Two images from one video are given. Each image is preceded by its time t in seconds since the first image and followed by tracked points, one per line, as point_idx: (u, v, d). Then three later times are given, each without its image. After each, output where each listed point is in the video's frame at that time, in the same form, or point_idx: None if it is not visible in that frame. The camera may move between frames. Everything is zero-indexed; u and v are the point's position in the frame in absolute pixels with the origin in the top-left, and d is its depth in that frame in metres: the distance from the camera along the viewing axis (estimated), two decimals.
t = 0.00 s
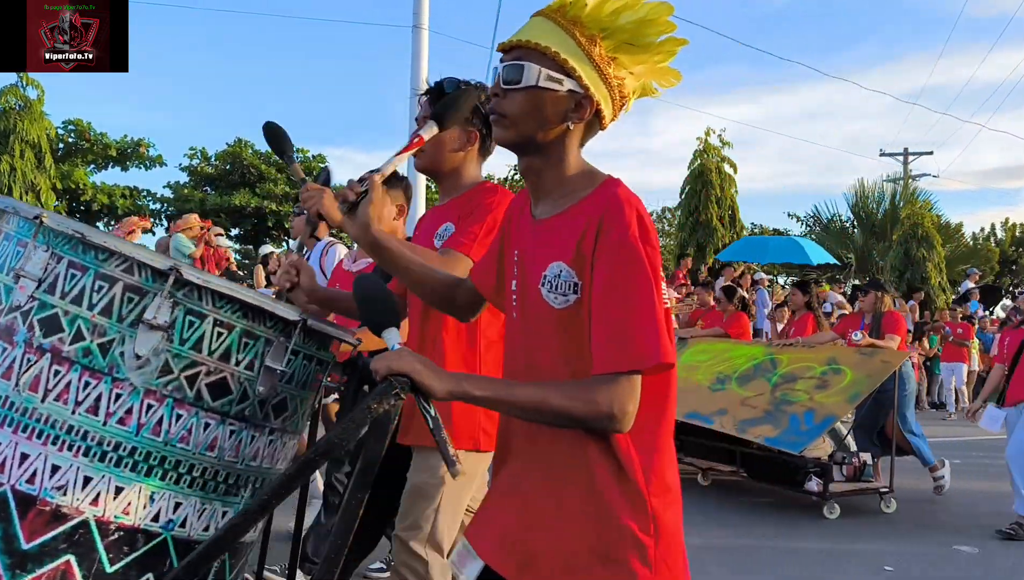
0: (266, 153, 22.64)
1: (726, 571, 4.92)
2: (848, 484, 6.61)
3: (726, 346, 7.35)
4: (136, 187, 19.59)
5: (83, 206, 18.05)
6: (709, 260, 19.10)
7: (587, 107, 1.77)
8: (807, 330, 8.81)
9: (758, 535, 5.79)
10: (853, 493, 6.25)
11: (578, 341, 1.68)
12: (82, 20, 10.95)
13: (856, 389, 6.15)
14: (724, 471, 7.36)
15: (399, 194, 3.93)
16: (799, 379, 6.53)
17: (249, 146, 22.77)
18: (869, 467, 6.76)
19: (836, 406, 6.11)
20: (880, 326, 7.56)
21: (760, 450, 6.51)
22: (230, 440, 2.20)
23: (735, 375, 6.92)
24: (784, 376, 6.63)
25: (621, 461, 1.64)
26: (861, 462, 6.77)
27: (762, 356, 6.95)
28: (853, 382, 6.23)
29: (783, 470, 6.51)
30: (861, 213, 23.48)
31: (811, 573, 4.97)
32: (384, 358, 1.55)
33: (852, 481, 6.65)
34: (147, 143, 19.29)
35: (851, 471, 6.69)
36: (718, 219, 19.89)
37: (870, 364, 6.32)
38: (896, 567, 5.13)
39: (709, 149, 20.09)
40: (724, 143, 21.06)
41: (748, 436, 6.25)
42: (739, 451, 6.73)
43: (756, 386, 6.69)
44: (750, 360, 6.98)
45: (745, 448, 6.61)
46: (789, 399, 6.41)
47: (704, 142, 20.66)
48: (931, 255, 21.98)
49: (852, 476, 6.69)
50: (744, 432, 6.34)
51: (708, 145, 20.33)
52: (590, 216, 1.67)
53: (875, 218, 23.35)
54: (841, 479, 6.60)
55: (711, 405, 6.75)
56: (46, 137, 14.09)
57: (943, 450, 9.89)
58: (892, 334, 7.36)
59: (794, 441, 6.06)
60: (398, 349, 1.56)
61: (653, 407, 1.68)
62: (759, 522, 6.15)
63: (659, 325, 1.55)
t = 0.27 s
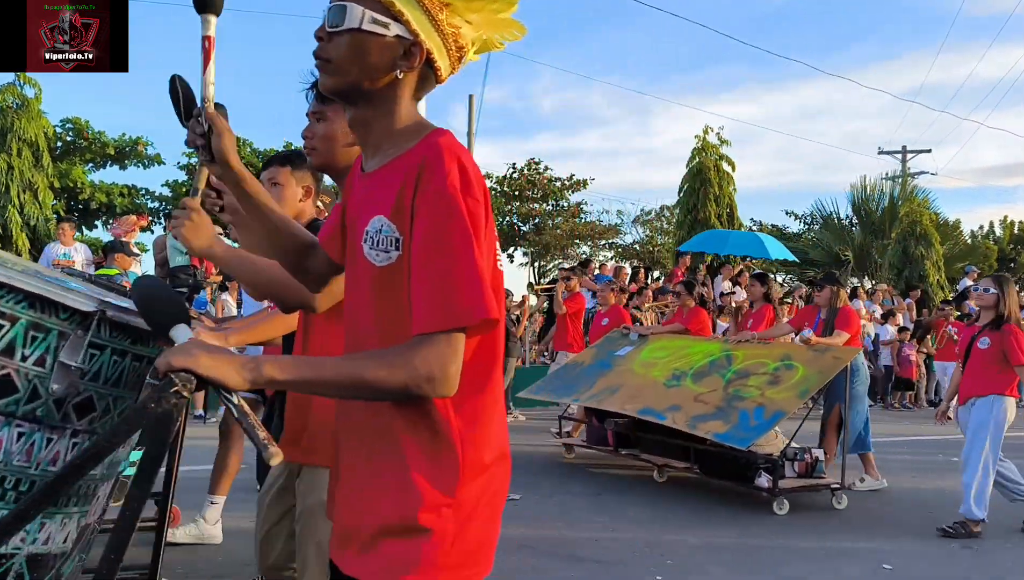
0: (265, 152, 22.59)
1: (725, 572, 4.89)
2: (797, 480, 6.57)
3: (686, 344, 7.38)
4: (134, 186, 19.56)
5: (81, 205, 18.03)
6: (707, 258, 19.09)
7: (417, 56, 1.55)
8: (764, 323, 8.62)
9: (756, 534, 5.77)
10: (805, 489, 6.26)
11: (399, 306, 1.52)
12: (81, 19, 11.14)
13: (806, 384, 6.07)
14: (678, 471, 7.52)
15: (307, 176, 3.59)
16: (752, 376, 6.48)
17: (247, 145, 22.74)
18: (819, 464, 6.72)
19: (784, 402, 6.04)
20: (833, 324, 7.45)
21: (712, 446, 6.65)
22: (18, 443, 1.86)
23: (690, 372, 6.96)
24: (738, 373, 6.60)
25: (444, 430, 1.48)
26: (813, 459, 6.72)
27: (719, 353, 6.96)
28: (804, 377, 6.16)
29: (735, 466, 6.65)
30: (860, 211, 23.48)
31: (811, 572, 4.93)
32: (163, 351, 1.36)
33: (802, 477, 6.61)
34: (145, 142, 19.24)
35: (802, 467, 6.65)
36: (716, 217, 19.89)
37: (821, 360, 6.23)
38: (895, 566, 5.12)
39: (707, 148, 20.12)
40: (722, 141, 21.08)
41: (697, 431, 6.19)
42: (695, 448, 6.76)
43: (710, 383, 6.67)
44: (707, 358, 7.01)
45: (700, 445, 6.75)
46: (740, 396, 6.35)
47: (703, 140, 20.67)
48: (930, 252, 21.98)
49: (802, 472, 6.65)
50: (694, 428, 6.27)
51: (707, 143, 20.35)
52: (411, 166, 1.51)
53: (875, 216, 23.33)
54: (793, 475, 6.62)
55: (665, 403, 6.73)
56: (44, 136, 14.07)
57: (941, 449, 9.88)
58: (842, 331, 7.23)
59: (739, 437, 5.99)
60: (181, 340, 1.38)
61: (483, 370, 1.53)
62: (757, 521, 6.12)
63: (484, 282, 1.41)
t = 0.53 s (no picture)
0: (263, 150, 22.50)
1: (723, 571, 4.85)
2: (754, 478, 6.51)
3: (647, 341, 7.34)
4: (132, 185, 19.56)
5: (79, 204, 18.01)
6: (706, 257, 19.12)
7: (225, 47, 1.37)
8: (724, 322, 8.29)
9: (754, 533, 5.74)
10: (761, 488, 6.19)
11: (184, 321, 1.30)
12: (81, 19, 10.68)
13: (762, 382, 6.04)
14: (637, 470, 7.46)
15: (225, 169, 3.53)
16: (710, 373, 6.44)
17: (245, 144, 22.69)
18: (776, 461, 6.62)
19: (739, 399, 6.00)
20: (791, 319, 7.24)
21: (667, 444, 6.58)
22: None
23: (649, 369, 6.92)
24: (695, 369, 6.56)
25: (223, 471, 1.26)
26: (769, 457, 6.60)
27: (678, 350, 6.93)
28: (759, 374, 6.14)
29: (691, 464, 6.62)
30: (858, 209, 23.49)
31: (808, 572, 4.90)
32: None
33: (759, 475, 6.53)
34: (143, 141, 19.22)
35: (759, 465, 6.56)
36: (716, 215, 19.89)
37: (778, 357, 6.20)
38: (892, 564, 5.09)
39: (706, 146, 20.08)
40: (721, 140, 21.06)
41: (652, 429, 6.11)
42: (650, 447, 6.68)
43: (668, 380, 6.62)
44: (666, 355, 6.98)
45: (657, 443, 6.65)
46: (696, 392, 6.30)
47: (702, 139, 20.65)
48: (929, 251, 21.96)
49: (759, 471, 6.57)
50: (650, 425, 6.19)
51: (706, 141, 20.29)
52: (210, 175, 1.28)
53: (874, 214, 23.41)
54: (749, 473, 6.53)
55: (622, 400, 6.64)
56: (41, 136, 14.03)
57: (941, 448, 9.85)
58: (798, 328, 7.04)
59: (691, 434, 5.92)
60: None
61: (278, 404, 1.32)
62: (754, 520, 6.08)
63: (280, 315, 1.20)
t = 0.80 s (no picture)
0: (261, 149, 22.44)
1: (723, 570, 4.83)
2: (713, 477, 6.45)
3: (611, 340, 7.26)
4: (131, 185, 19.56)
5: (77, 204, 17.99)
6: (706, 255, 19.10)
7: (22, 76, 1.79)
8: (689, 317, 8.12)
9: (754, 532, 5.71)
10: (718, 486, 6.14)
11: None
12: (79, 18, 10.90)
13: (719, 379, 5.94)
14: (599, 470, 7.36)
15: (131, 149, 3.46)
16: (668, 371, 6.35)
17: (244, 142, 22.65)
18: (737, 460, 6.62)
19: (694, 397, 5.90)
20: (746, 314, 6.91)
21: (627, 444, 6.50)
22: None
23: (610, 367, 6.83)
24: (655, 368, 6.47)
25: None
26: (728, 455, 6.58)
27: (640, 348, 6.85)
28: (716, 372, 6.04)
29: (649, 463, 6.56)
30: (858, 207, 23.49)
31: (809, 570, 4.88)
32: None
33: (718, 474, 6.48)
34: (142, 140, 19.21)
35: (719, 463, 6.52)
36: (716, 213, 19.87)
37: (736, 355, 6.10)
38: (893, 563, 5.07)
39: (705, 145, 20.03)
40: (721, 138, 21.01)
41: (608, 427, 6.00)
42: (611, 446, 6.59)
43: (627, 378, 6.53)
44: (628, 353, 6.90)
45: (615, 442, 6.55)
46: (654, 390, 6.20)
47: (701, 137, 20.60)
48: (930, 249, 21.89)
49: (719, 469, 6.56)
50: (606, 423, 6.09)
51: (706, 140, 20.22)
52: None
53: (875, 211, 23.41)
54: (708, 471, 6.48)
55: (580, 398, 6.54)
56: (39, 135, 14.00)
57: (942, 447, 9.82)
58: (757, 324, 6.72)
59: (644, 432, 5.82)
60: None
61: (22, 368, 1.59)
62: (754, 519, 6.05)
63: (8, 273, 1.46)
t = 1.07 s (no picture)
0: (261, 149, 22.43)
1: (724, 569, 4.82)
2: (674, 476, 6.35)
3: (573, 338, 7.13)
4: (130, 184, 19.54)
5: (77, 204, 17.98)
6: (705, 254, 19.10)
7: None
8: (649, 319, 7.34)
9: (755, 531, 5.71)
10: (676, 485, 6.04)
11: None
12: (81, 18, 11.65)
13: (681, 377, 5.84)
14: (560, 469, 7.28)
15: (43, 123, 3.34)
16: (629, 369, 6.23)
17: (244, 142, 22.64)
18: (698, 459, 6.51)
19: (654, 396, 5.77)
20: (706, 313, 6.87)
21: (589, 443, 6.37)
22: None
23: (571, 365, 6.68)
24: (617, 366, 6.35)
25: None
26: (690, 454, 6.47)
27: (602, 346, 6.73)
28: (678, 370, 5.95)
29: (609, 462, 6.46)
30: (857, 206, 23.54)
31: (810, 569, 4.87)
32: None
33: (679, 473, 6.38)
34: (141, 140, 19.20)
35: (680, 462, 6.42)
36: (715, 212, 19.87)
37: (698, 353, 6.02)
38: (894, 562, 5.06)
39: (705, 143, 20.00)
40: (721, 136, 21.00)
41: (567, 427, 5.83)
42: (570, 446, 6.44)
43: (588, 376, 6.39)
44: (589, 351, 6.78)
45: (577, 442, 6.42)
46: (614, 389, 6.07)
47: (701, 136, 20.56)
48: (930, 248, 21.81)
49: (680, 468, 6.41)
50: (565, 422, 5.93)
51: (705, 139, 20.17)
52: None
53: (874, 210, 23.43)
54: (669, 470, 6.39)
55: (538, 397, 6.37)
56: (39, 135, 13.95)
57: (943, 445, 9.82)
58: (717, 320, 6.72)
59: (603, 431, 5.66)
60: None
61: None
62: (755, 518, 6.04)
63: None
